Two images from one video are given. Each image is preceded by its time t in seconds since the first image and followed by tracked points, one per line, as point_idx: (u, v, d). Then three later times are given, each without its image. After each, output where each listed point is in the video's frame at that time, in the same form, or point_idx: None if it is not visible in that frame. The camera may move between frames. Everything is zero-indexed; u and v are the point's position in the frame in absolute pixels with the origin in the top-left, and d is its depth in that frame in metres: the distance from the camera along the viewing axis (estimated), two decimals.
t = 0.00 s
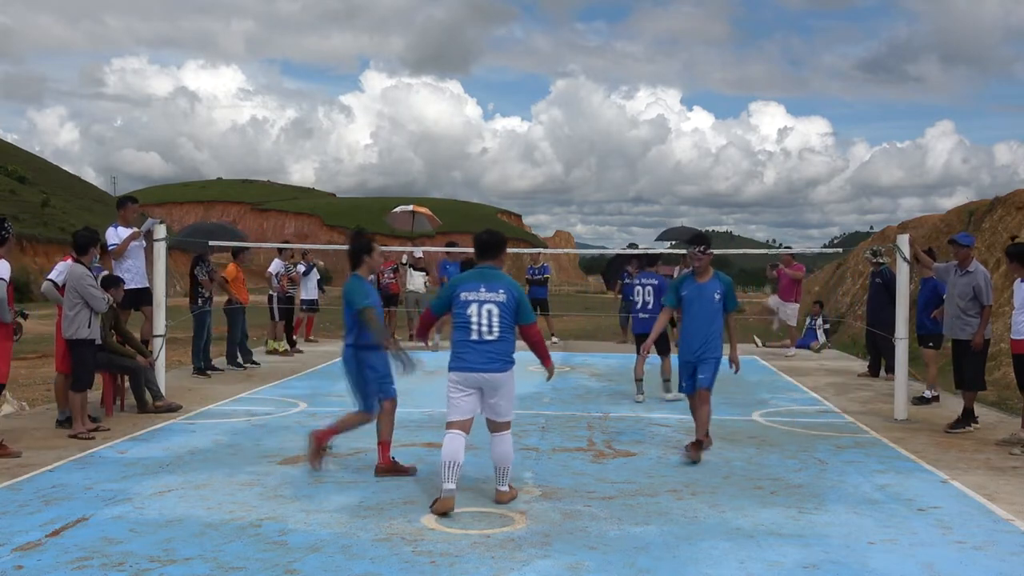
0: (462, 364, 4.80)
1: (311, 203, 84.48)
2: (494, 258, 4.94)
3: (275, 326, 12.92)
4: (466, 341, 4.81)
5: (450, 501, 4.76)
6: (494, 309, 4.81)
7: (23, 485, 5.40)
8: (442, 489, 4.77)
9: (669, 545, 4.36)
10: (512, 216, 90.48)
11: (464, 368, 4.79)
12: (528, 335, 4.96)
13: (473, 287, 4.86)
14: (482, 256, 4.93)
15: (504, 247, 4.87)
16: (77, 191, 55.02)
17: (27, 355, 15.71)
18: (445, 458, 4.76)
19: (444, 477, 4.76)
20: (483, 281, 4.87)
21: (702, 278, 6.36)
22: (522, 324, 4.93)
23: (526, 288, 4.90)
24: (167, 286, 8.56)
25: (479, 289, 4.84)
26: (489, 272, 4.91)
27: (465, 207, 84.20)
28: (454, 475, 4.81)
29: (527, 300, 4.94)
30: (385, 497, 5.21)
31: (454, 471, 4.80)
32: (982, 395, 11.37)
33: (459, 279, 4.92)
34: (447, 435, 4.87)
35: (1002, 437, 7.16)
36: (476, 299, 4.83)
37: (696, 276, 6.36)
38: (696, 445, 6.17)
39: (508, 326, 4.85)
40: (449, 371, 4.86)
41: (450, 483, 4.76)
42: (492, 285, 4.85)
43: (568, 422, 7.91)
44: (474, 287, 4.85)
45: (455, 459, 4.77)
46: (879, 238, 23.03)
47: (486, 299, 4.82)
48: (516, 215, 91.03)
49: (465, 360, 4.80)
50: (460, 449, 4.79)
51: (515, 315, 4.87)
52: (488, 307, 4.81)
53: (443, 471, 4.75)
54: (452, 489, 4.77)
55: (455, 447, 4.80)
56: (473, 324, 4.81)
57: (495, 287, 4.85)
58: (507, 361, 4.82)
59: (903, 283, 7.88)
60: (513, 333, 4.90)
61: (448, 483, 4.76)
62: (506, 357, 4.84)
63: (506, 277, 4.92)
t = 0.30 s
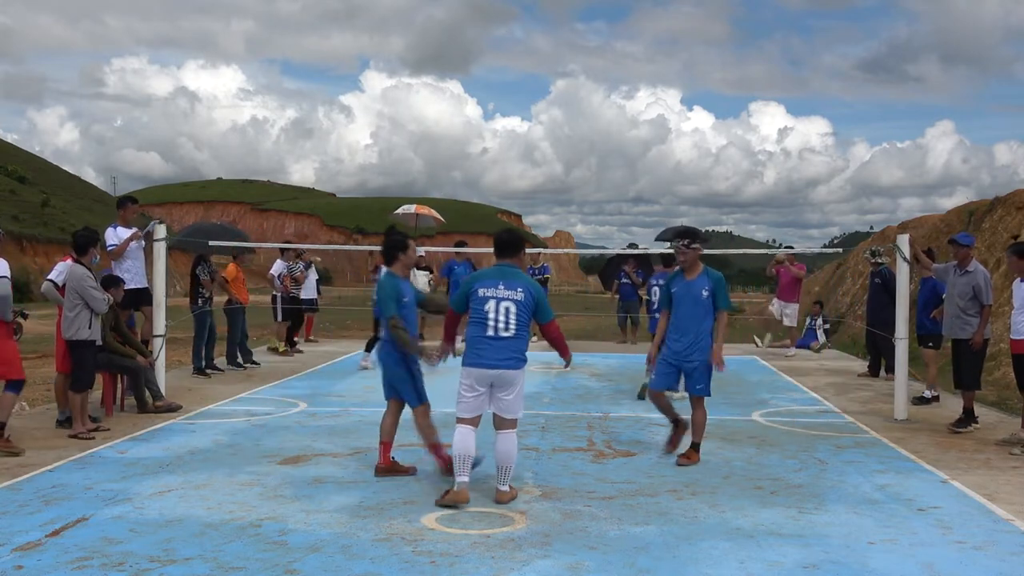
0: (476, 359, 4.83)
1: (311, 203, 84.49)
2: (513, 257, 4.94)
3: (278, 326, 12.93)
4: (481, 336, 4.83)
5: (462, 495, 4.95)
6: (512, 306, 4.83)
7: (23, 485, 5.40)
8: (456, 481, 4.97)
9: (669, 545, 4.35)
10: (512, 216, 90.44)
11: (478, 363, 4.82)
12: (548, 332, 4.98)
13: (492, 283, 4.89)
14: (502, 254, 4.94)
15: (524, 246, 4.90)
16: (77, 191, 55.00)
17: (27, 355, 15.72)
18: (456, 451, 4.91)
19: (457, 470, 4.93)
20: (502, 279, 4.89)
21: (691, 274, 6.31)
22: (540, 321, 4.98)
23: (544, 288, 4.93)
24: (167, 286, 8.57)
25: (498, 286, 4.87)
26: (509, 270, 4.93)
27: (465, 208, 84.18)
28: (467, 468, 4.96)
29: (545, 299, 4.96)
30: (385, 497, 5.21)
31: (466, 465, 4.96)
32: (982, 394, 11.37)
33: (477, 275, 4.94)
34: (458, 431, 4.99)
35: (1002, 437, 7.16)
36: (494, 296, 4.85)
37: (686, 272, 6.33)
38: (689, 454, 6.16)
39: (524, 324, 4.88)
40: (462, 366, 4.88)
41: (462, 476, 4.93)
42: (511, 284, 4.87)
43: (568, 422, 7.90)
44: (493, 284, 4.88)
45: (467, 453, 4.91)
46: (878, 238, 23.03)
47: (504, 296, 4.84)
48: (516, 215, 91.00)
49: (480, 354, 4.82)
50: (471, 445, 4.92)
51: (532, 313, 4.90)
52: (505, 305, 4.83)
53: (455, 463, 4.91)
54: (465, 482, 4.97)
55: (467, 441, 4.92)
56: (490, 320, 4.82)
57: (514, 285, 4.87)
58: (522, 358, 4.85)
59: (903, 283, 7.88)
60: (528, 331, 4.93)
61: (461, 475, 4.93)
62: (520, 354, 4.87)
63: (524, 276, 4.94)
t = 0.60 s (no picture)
0: (482, 360, 4.83)
1: (311, 203, 84.52)
2: (516, 258, 4.92)
3: (279, 326, 12.93)
4: (487, 337, 4.83)
5: (467, 494, 5.00)
6: (516, 307, 4.83)
7: (23, 485, 5.40)
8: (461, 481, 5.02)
9: (669, 545, 4.36)
10: (512, 216, 90.40)
11: (485, 363, 4.83)
12: (555, 332, 4.94)
13: (496, 285, 4.87)
14: (506, 254, 4.92)
15: (526, 246, 4.90)
16: (77, 191, 55.01)
17: (27, 355, 15.72)
18: (463, 453, 4.91)
19: (463, 471, 4.96)
20: (506, 279, 4.89)
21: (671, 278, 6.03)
22: (546, 321, 4.97)
23: (548, 288, 4.94)
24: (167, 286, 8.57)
25: (502, 287, 4.86)
26: (512, 270, 4.92)
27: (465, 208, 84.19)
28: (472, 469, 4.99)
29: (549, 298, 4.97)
30: (385, 497, 5.21)
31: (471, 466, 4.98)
32: (982, 395, 11.38)
33: (481, 276, 4.92)
34: (465, 431, 4.97)
35: (1002, 437, 7.16)
36: (499, 297, 4.84)
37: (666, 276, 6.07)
38: (688, 454, 6.17)
39: (529, 324, 4.88)
40: (468, 366, 4.88)
41: (469, 477, 4.96)
42: (515, 284, 4.87)
43: (568, 422, 7.91)
44: (498, 285, 4.87)
45: (473, 454, 4.92)
46: (879, 238, 23.03)
47: (509, 298, 4.84)
48: (516, 215, 90.99)
49: (486, 356, 4.83)
50: (478, 447, 4.91)
51: (537, 312, 4.90)
52: (510, 306, 4.83)
53: (461, 464, 4.93)
54: (469, 482, 5.02)
55: (473, 442, 4.92)
56: (495, 321, 4.82)
57: (518, 286, 4.87)
58: (527, 358, 4.87)
59: (903, 283, 7.88)
60: (533, 331, 4.94)
61: (467, 475, 4.96)
62: (525, 353, 4.88)
63: (528, 276, 4.94)
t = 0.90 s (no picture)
0: (481, 360, 4.83)
1: (311, 203, 84.54)
2: (517, 258, 4.93)
3: (279, 326, 12.93)
4: (487, 337, 4.83)
5: (466, 495, 5.01)
6: (516, 308, 4.83)
7: (23, 485, 5.40)
8: (462, 481, 5.03)
9: (669, 545, 4.36)
10: (512, 216, 90.26)
11: (484, 363, 4.82)
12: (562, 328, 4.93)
13: (497, 285, 4.88)
14: (506, 254, 4.93)
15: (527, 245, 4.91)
16: (77, 191, 55.02)
17: (27, 355, 15.73)
18: (462, 453, 4.91)
19: (463, 471, 4.96)
20: (507, 279, 4.89)
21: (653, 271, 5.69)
22: (551, 319, 4.97)
23: (549, 288, 4.94)
24: (167, 287, 8.56)
25: (504, 287, 4.86)
26: (513, 270, 4.93)
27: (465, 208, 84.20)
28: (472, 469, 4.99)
29: (551, 298, 4.96)
30: (385, 497, 5.21)
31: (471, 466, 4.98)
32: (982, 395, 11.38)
33: (482, 277, 4.93)
34: (464, 431, 4.97)
35: (1002, 437, 7.16)
36: (500, 297, 4.84)
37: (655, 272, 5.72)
38: (680, 462, 5.73)
39: (529, 324, 4.88)
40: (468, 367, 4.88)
41: (469, 477, 4.96)
42: (516, 285, 4.87)
43: (568, 422, 7.91)
44: (498, 285, 4.87)
45: (473, 454, 4.92)
46: (879, 238, 23.03)
47: (510, 298, 4.84)
48: (516, 215, 90.83)
49: (486, 355, 4.82)
50: (477, 448, 4.91)
51: (537, 312, 4.90)
52: (510, 306, 4.82)
53: (461, 464, 4.93)
54: (469, 482, 5.02)
55: (473, 442, 4.92)
56: (495, 321, 4.82)
57: (518, 286, 4.87)
58: (527, 358, 4.86)
59: (903, 283, 7.88)
60: (534, 331, 4.93)
61: (468, 475, 4.96)
62: (524, 354, 4.88)
63: (529, 276, 4.95)
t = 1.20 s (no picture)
0: (477, 360, 4.83)
1: (311, 203, 84.56)
2: (515, 257, 4.94)
3: (280, 326, 12.93)
4: (482, 337, 4.83)
5: (468, 493, 4.94)
6: (513, 308, 4.82)
7: (23, 485, 5.40)
8: (463, 479, 4.95)
9: (669, 545, 4.36)
10: (512, 216, 90.21)
11: (479, 364, 4.82)
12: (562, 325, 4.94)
13: (494, 284, 4.88)
14: (503, 254, 4.94)
15: (525, 244, 4.92)
16: (78, 191, 54.99)
17: (27, 355, 15.73)
18: (460, 449, 4.92)
19: (462, 467, 4.94)
20: (504, 279, 4.89)
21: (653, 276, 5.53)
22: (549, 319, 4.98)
23: (547, 289, 4.92)
24: (167, 287, 8.56)
25: (500, 287, 4.86)
26: (511, 271, 4.94)
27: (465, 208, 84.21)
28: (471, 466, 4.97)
29: (549, 298, 4.95)
30: (385, 497, 5.21)
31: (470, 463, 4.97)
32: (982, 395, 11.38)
33: (479, 276, 4.93)
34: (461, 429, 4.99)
35: (1002, 438, 7.15)
36: (496, 297, 4.84)
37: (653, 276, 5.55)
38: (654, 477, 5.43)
39: (525, 325, 4.88)
40: (465, 368, 4.88)
41: (468, 474, 4.94)
42: (513, 285, 4.87)
43: (568, 422, 7.91)
44: (495, 284, 4.87)
45: (471, 450, 4.92)
46: (878, 238, 23.03)
47: (507, 297, 4.84)
48: (516, 215, 90.82)
49: (481, 356, 4.82)
50: (476, 444, 4.92)
51: (534, 311, 4.90)
52: (507, 306, 4.82)
53: (460, 460, 4.92)
54: (470, 480, 4.97)
55: (471, 439, 4.93)
56: (490, 321, 4.82)
57: (515, 286, 4.87)
58: (523, 359, 4.86)
59: (903, 283, 7.88)
60: (530, 331, 4.93)
61: (467, 472, 4.93)
62: (520, 355, 4.88)
63: (527, 276, 4.94)
